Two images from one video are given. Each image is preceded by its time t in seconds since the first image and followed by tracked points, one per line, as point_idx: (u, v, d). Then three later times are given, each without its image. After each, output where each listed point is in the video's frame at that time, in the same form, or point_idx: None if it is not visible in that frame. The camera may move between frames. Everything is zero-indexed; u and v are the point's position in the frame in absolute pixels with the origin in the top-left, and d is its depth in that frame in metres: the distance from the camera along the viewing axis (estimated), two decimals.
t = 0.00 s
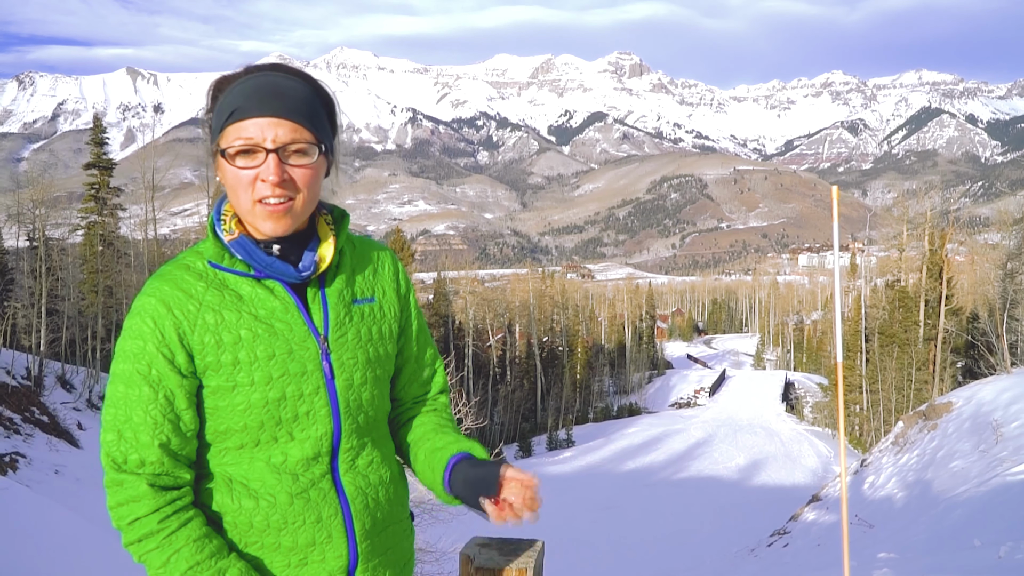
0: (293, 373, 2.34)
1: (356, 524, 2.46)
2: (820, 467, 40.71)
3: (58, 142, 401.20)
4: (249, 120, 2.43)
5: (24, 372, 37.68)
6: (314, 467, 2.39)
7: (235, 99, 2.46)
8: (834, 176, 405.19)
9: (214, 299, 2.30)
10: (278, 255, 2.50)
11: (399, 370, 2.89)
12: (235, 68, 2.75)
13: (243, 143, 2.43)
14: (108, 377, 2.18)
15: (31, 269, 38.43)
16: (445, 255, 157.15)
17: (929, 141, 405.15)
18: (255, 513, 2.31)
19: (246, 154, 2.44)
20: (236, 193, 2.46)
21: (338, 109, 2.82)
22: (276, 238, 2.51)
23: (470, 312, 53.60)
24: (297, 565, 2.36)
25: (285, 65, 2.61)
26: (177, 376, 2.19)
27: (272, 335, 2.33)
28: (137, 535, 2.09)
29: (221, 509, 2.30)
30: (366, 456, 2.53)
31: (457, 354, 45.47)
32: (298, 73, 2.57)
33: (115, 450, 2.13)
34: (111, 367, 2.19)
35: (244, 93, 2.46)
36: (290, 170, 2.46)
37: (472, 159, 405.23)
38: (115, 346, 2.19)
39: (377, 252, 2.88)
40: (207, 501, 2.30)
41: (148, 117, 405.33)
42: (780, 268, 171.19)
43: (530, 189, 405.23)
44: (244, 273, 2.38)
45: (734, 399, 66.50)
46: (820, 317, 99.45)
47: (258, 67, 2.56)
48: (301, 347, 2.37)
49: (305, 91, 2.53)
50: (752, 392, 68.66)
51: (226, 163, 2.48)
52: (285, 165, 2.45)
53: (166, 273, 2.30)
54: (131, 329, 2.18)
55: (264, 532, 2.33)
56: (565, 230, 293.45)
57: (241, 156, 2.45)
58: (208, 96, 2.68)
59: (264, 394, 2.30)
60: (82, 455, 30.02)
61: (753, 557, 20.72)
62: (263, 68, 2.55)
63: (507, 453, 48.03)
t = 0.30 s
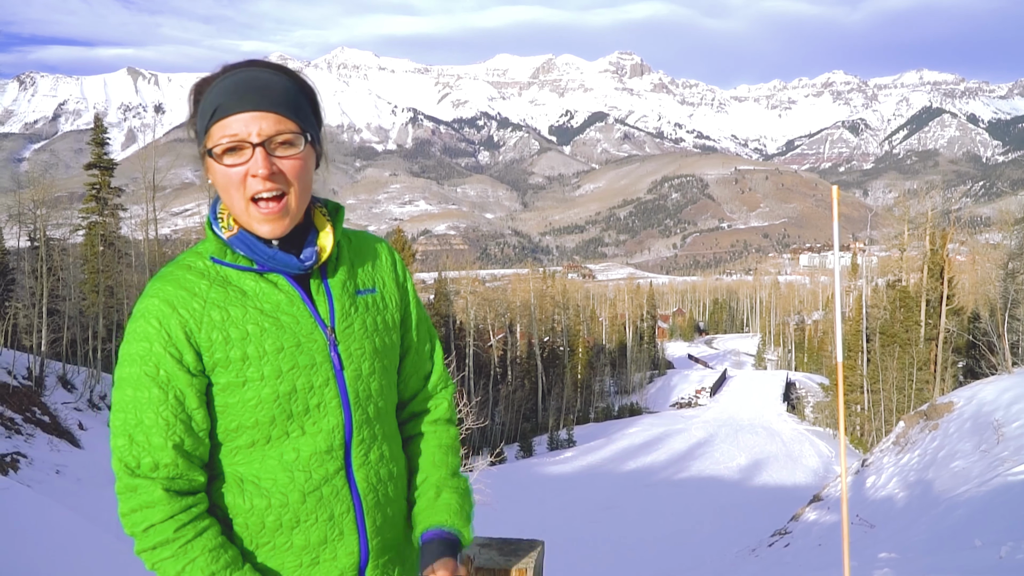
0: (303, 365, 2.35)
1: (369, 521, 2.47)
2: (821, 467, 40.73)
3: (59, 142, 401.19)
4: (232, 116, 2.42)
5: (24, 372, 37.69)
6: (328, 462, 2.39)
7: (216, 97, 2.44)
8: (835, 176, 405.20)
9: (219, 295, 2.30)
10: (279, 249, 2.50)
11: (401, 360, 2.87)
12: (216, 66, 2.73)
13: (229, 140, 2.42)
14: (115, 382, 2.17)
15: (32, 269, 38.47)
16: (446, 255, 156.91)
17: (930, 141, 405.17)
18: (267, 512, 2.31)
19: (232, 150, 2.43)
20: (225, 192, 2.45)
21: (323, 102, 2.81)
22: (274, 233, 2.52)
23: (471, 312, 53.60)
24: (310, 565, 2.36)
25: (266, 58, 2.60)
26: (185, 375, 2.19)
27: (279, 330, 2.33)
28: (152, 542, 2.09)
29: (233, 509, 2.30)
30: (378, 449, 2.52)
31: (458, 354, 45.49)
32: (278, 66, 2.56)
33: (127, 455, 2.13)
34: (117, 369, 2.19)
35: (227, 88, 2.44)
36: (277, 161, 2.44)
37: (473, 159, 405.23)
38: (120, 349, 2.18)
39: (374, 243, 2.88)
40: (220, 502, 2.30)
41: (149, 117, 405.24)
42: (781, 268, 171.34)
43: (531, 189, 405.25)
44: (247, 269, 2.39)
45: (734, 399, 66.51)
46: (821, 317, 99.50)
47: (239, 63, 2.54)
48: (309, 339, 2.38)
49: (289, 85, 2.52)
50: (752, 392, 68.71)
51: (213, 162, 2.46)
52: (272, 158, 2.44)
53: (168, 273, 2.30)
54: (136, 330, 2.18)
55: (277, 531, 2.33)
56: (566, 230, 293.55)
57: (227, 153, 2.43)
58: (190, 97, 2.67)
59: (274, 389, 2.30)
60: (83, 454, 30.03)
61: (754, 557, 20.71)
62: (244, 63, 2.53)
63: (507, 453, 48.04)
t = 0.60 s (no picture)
0: (299, 374, 2.35)
1: (369, 526, 2.47)
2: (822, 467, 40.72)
3: (61, 142, 401.45)
4: (217, 121, 2.41)
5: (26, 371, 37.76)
6: (328, 468, 2.39)
7: (202, 101, 2.44)
8: (837, 176, 405.19)
9: (211, 304, 2.30)
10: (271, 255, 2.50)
11: (402, 362, 2.86)
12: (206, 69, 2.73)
13: (216, 146, 2.42)
14: (110, 393, 2.19)
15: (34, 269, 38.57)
16: (448, 255, 156.88)
17: (931, 142, 405.17)
18: (267, 519, 2.32)
19: (220, 157, 2.44)
20: (216, 200, 2.45)
21: (316, 103, 2.81)
22: (267, 239, 2.52)
23: (472, 312, 53.60)
24: (309, 571, 2.37)
25: (254, 60, 2.59)
26: (178, 386, 2.20)
27: (274, 337, 2.34)
28: (146, 552, 2.11)
29: (231, 516, 2.32)
30: (378, 455, 2.53)
31: (459, 354, 45.54)
32: (267, 68, 2.55)
33: (121, 466, 2.15)
34: (112, 379, 2.21)
35: (213, 92, 2.44)
36: (266, 166, 2.45)
37: (474, 159, 405.28)
38: (114, 359, 2.20)
39: (370, 245, 2.87)
40: (216, 509, 2.32)
41: (151, 117, 405.24)
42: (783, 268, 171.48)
43: (532, 189, 405.29)
44: (241, 276, 2.39)
45: (736, 399, 66.52)
46: (822, 317, 99.57)
47: (225, 66, 2.54)
48: (304, 348, 2.38)
49: (277, 86, 2.51)
50: (754, 392, 68.74)
51: (202, 168, 2.47)
52: (260, 163, 2.44)
53: (161, 282, 2.30)
54: (130, 341, 2.19)
55: (276, 538, 2.34)
56: (568, 230, 293.59)
57: (215, 160, 2.44)
58: (179, 102, 2.67)
59: (269, 398, 2.30)
60: (84, 454, 30.08)
61: (755, 557, 20.71)
62: (231, 66, 2.53)
63: (508, 453, 48.08)
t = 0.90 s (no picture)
0: (293, 379, 2.34)
1: (366, 531, 2.47)
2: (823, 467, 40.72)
3: (61, 142, 401.39)
4: (214, 124, 2.42)
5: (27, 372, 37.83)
6: (323, 473, 2.39)
7: (197, 103, 2.44)
8: (837, 176, 405.19)
9: (205, 309, 2.30)
10: (264, 259, 2.50)
11: (398, 365, 2.86)
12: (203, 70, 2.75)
13: (211, 149, 2.43)
14: (103, 398, 2.20)
15: (35, 270, 38.67)
16: (449, 254, 156.73)
17: (932, 142, 405.21)
18: (264, 523, 2.33)
19: (214, 160, 2.44)
20: (210, 201, 2.46)
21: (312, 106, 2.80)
22: (261, 242, 2.51)
23: (473, 312, 53.59)
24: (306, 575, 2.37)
25: (249, 62, 2.60)
26: (170, 392, 2.21)
27: (267, 344, 2.33)
28: (139, 558, 2.12)
29: (226, 520, 2.33)
30: (374, 459, 2.52)
31: (460, 354, 45.55)
32: (262, 69, 2.54)
33: (113, 473, 2.16)
34: (105, 385, 2.22)
35: (207, 94, 2.44)
36: (263, 170, 2.46)
37: (475, 159, 405.20)
38: (108, 363, 2.21)
39: (367, 247, 2.87)
40: (211, 511, 2.33)
41: (151, 117, 405.14)
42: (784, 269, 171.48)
43: (533, 189, 405.23)
44: (233, 281, 2.39)
45: (737, 399, 66.50)
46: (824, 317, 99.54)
47: (222, 67, 2.54)
48: (298, 353, 2.37)
49: (273, 88, 2.51)
50: (755, 392, 68.72)
51: (197, 170, 2.47)
52: (257, 166, 2.45)
53: (153, 286, 2.30)
54: (122, 346, 2.20)
55: (273, 541, 2.35)
56: (569, 229, 293.41)
57: (209, 163, 2.45)
58: (173, 101, 2.67)
59: (262, 404, 2.30)
60: (86, 454, 30.14)
61: (756, 557, 20.72)
62: (228, 67, 2.53)
63: (509, 453, 48.11)
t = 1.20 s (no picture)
0: (298, 376, 2.35)
1: (371, 528, 2.48)
2: (824, 467, 40.73)
3: (63, 143, 401.44)
4: (228, 115, 2.44)
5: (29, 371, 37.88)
6: (328, 472, 2.40)
7: (211, 95, 2.46)
8: (839, 176, 405.19)
9: (210, 308, 2.31)
10: (269, 256, 2.52)
11: (402, 362, 2.87)
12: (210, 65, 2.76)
13: (225, 138, 2.45)
14: (108, 396, 2.20)
15: (36, 270, 38.68)
16: (450, 254, 156.66)
17: (934, 141, 405.18)
18: (269, 522, 2.34)
19: (228, 150, 2.46)
20: (220, 193, 2.48)
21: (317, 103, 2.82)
22: (267, 238, 2.53)
23: (474, 312, 53.58)
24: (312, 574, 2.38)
25: (258, 59, 2.61)
26: (176, 390, 2.21)
27: (272, 341, 2.34)
28: (145, 556, 2.10)
29: (232, 519, 2.33)
30: (379, 456, 2.54)
31: (461, 354, 45.57)
32: (272, 65, 2.57)
33: (118, 471, 2.15)
34: (111, 383, 2.21)
35: (219, 88, 2.46)
36: (276, 161, 2.48)
37: (476, 159, 405.15)
38: (113, 361, 2.21)
39: (370, 246, 2.89)
40: (217, 511, 2.32)
41: (153, 117, 405.19)
42: (785, 268, 171.51)
43: (534, 189, 405.20)
44: (239, 279, 2.40)
45: (738, 399, 66.50)
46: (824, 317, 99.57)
47: (231, 62, 2.56)
48: (303, 350, 2.38)
49: (283, 85, 2.54)
50: (756, 392, 68.74)
51: (208, 160, 2.49)
52: (271, 157, 2.47)
53: (159, 284, 2.31)
54: (128, 344, 2.20)
55: (278, 540, 2.35)
56: (570, 229, 293.41)
57: (222, 153, 2.47)
58: (180, 97, 2.68)
59: (268, 402, 2.31)
60: (87, 454, 30.16)
61: (757, 557, 20.73)
62: (237, 63, 2.55)
63: (510, 453, 48.13)
